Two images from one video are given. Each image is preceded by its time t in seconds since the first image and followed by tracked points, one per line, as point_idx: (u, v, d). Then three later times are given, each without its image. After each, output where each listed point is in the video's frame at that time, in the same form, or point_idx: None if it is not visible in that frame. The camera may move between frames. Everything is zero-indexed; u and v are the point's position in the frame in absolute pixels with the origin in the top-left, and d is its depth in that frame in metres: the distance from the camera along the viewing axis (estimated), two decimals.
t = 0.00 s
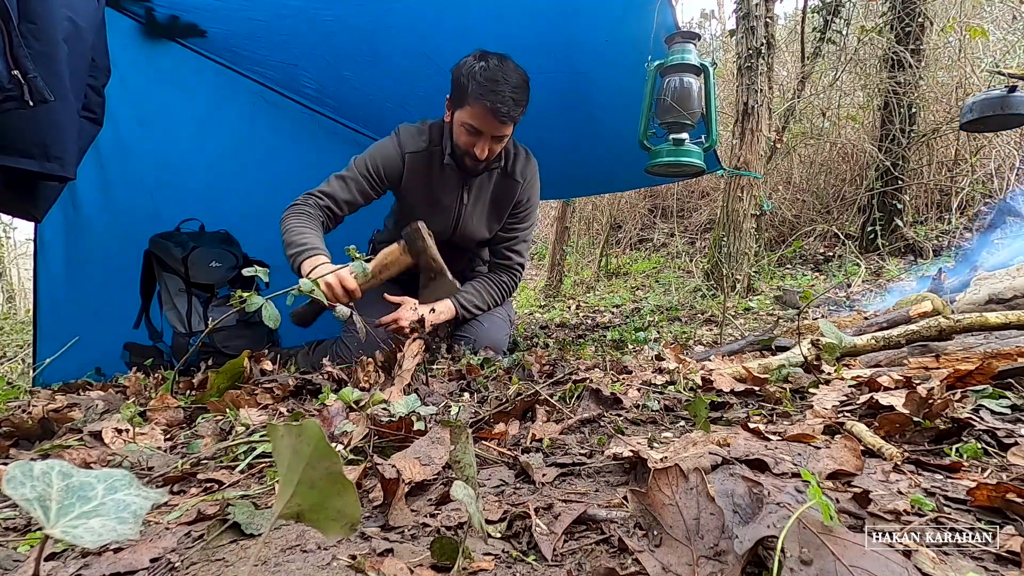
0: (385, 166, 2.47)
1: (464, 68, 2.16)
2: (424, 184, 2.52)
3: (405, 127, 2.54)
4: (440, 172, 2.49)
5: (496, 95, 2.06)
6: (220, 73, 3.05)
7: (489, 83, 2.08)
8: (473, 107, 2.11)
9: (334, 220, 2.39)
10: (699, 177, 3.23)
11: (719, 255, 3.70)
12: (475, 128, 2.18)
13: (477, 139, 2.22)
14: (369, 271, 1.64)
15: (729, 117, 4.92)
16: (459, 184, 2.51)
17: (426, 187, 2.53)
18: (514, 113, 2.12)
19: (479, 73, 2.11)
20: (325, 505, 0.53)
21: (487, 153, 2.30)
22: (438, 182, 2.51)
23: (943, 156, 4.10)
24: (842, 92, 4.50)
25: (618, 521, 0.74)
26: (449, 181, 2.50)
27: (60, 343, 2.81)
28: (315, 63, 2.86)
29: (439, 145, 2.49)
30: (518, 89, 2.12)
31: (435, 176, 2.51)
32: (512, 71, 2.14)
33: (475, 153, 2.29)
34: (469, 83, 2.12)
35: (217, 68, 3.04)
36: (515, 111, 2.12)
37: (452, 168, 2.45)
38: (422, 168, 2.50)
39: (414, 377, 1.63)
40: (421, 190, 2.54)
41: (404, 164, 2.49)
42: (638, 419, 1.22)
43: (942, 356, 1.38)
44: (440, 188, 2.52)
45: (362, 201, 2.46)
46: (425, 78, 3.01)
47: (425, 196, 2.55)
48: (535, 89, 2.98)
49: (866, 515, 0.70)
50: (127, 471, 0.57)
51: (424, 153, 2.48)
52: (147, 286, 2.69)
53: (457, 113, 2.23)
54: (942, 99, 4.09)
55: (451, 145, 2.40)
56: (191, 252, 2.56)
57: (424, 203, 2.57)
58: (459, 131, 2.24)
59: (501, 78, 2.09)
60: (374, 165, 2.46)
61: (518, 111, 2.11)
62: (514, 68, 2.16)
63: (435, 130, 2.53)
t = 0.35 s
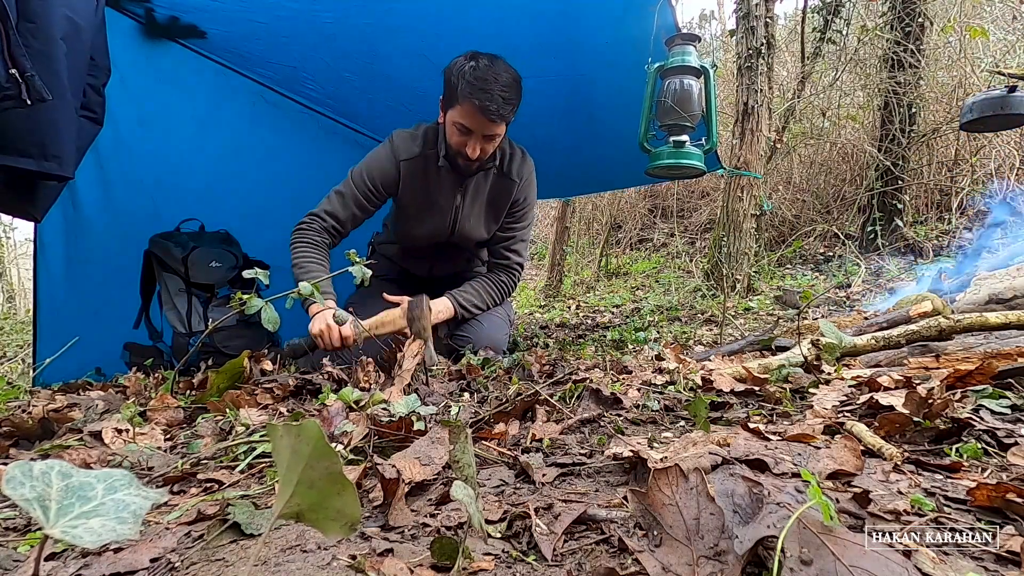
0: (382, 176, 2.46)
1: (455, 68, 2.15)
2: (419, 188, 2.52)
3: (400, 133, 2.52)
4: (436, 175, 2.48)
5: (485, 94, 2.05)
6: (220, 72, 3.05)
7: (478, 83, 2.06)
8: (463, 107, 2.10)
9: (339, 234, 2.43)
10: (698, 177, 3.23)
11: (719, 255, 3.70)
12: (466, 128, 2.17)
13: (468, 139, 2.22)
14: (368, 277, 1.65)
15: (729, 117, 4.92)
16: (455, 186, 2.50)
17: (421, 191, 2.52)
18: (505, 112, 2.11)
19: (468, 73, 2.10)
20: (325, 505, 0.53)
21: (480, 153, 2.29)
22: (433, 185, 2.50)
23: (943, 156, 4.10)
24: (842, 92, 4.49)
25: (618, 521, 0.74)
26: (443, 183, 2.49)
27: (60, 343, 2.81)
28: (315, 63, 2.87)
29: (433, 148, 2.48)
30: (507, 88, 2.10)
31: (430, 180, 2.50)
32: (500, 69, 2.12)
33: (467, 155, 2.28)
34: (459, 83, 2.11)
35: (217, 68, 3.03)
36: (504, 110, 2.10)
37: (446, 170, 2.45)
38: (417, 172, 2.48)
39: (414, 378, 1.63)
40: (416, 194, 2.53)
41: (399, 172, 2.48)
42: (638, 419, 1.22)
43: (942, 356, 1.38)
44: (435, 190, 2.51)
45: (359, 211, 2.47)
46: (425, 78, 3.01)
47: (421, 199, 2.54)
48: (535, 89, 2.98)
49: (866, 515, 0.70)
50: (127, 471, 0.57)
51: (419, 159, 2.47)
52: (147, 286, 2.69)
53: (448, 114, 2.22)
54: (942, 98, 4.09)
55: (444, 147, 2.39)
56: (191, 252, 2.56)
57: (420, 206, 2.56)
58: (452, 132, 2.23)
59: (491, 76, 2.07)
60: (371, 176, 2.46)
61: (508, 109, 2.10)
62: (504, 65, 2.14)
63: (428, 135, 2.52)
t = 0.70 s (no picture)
0: (350, 192, 2.51)
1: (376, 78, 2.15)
2: (386, 198, 2.51)
3: (363, 146, 2.53)
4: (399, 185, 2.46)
5: (395, 97, 2.00)
6: (220, 72, 3.05)
7: (388, 87, 2.02)
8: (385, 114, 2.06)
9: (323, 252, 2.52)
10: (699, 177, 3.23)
11: (718, 255, 3.70)
12: (396, 135, 2.13)
13: (403, 145, 2.16)
14: (366, 267, 1.66)
15: (729, 117, 4.92)
16: (418, 191, 2.45)
17: (391, 202, 2.52)
18: (424, 109, 2.04)
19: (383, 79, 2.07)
20: (325, 505, 0.53)
21: (425, 155, 2.22)
22: (399, 194, 2.48)
23: (943, 156, 4.10)
24: (842, 92, 4.49)
25: (618, 521, 0.74)
26: (408, 191, 2.46)
27: (60, 342, 2.83)
28: (315, 62, 2.87)
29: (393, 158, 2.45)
30: (417, 86, 2.02)
31: (395, 189, 2.47)
32: (414, 70, 2.06)
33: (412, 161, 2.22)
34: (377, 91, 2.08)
35: (217, 69, 3.03)
36: (420, 107, 2.03)
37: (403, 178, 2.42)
38: (381, 184, 2.47)
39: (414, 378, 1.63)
40: (387, 204, 2.52)
41: (365, 185, 2.50)
42: (638, 419, 1.22)
43: (942, 356, 1.38)
44: (402, 199, 2.49)
45: (337, 226, 2.52)
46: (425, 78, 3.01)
47: (391, 209, 2.53)
48: (535, 91, 2.98)
49: (866, 515, 0.70)
50: (127, 471, 0.57)
51: (379, 170, 2.45)
52: (147, 286, 2.69)
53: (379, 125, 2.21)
54: (942, 99, 4.10)
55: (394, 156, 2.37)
56: (191, 252, 2.56)
57: (393, 215, 2.55)
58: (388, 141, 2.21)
59: (404, 78, 2.02)
60: (341, 194, 2.52)
61: (419, 107, 2.02)
62: (415, 65, 2.08)
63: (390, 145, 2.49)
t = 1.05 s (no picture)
0: (334, 199, 2.47)
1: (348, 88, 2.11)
2: (369, 206, 2.49)
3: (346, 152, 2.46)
4: (381, 193, 2.43)
5: (368, 106, 1.96)
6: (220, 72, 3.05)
7: (359, 97, 1.98)
8: (357, 126, 2.03)
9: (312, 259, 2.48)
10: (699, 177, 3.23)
11: (718, 255, 3.70)
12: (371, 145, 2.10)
13: (378, 154, 2.13)
14: (367, 266, 1.64)
15: (729, 117, 4.92)
16: (401, 198, 2.43)
17: (374, 208, 2.50)
18: (395, 119, 2.00)
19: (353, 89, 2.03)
20: (325, 505, 0.53)
21: (402, 164, 2.19)
22: (383, 202, 2.46)
23: (944, 156, 4.10)
24: (842, 92, 4.49)
25: (618, 521, 0.74)
26: (391, 198, 2.44)
27: (60, 342, 2.83)
28: (314, 62, 2.86)
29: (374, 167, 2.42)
30: (387, 95, 1.98)
31: (378, 196, 2.44)
32: (382, 79, 2.01)
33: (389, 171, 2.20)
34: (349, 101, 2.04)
35: (217, 68, 3.03)
36: (390, 116, 1.99)
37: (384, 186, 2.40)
38: (363, 193, 2.45)
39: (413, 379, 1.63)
40: (372, 211, 2.51)
41: (349, 192, 2.47)
42: (638, 419, 1.22)
43: (942, 356, 1.38)
44: (386, 205, 2.47)
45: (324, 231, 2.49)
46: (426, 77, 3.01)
47: (375, 215, 2.52)
48: (535, 91, 2.97)
49: (866, 515, 0.70)
50: (127, 471, 0.57)
51: (360, 180, 2.42)
52: (147, 286, 2.69)
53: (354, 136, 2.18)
54: (942, 99, 4.10)
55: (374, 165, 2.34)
56: (191, 252, 2.56)
57: (379, 221, 2.54)
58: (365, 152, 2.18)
59: (374, 87, 1.98)
60: (326, 201, 2.48)
61: (393, 116, 1.98)
62: (388, 73, 2.03)
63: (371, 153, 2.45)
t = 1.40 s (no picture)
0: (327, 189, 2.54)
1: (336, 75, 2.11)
2: (362, 197, 2.51)
3: (338, 145, 2.52)
4: (372, 183, 2.45)
5: (350, 94, 1.97)
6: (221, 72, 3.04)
7: (343, 85, 1.98)
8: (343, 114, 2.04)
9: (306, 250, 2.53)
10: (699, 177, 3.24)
11: (718, 255, 3.70)
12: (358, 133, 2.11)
13: (365, 142, 2.14)
14: (366, 267, 1.63)
15: (729, 117, 4.92)
16: (392, 187, 2.44)
17: (367, 199, 2.52)
18: (379, 106, 1.99)
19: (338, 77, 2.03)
20: (325, 505, 0.53)
21: (390, 153, 2.20)
22: (375, 192, 2.48)
23: (944, 156, 4.10)
24: (842, 92, 4.49)
25: (617, 521, 0.74)
26: (382, 189, 2.46)
27: (60, 342, 2.83)
28: (314, 62, 2.86)
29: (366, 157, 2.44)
30: (372, 83, 1.97)
31: (370, 186, 2.47)
32: (367, 66, 2.00)
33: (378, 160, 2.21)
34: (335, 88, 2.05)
35: (217, 68, 3.03)
36: (374, 104, 1.98)
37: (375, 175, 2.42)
38: (355, 183, 2.47)
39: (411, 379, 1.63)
40: (365, 201, 2.53)
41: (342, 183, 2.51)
42: (638, 419, 1.22)
43: (942, 356, 1.38)
44: (378, 196, 2.49)
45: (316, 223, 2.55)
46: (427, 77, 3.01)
47: (368, 206, 2.55)
48: (535, 91, 2.97)
49: (866, 515, 0.70)
50: (127, 471, 0.57)
51: (352, 169, 2.45)
52: (147, 286, 2.68)
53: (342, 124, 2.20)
54: (942, 99, 4.10)
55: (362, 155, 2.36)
56: (191, 252, 2.56)
57: (372, 211, 2.57)
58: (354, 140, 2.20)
59: (358, 76, 1.97)
60: (320, 191, 2.55)
61: (375, 105, 1.98)
62: (371, 60, 2.03)
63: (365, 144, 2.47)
